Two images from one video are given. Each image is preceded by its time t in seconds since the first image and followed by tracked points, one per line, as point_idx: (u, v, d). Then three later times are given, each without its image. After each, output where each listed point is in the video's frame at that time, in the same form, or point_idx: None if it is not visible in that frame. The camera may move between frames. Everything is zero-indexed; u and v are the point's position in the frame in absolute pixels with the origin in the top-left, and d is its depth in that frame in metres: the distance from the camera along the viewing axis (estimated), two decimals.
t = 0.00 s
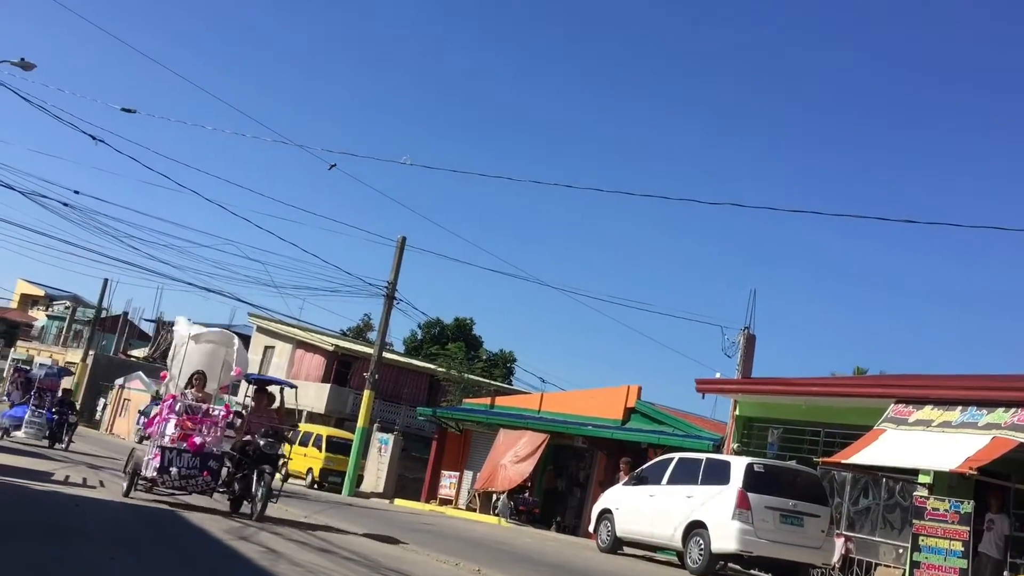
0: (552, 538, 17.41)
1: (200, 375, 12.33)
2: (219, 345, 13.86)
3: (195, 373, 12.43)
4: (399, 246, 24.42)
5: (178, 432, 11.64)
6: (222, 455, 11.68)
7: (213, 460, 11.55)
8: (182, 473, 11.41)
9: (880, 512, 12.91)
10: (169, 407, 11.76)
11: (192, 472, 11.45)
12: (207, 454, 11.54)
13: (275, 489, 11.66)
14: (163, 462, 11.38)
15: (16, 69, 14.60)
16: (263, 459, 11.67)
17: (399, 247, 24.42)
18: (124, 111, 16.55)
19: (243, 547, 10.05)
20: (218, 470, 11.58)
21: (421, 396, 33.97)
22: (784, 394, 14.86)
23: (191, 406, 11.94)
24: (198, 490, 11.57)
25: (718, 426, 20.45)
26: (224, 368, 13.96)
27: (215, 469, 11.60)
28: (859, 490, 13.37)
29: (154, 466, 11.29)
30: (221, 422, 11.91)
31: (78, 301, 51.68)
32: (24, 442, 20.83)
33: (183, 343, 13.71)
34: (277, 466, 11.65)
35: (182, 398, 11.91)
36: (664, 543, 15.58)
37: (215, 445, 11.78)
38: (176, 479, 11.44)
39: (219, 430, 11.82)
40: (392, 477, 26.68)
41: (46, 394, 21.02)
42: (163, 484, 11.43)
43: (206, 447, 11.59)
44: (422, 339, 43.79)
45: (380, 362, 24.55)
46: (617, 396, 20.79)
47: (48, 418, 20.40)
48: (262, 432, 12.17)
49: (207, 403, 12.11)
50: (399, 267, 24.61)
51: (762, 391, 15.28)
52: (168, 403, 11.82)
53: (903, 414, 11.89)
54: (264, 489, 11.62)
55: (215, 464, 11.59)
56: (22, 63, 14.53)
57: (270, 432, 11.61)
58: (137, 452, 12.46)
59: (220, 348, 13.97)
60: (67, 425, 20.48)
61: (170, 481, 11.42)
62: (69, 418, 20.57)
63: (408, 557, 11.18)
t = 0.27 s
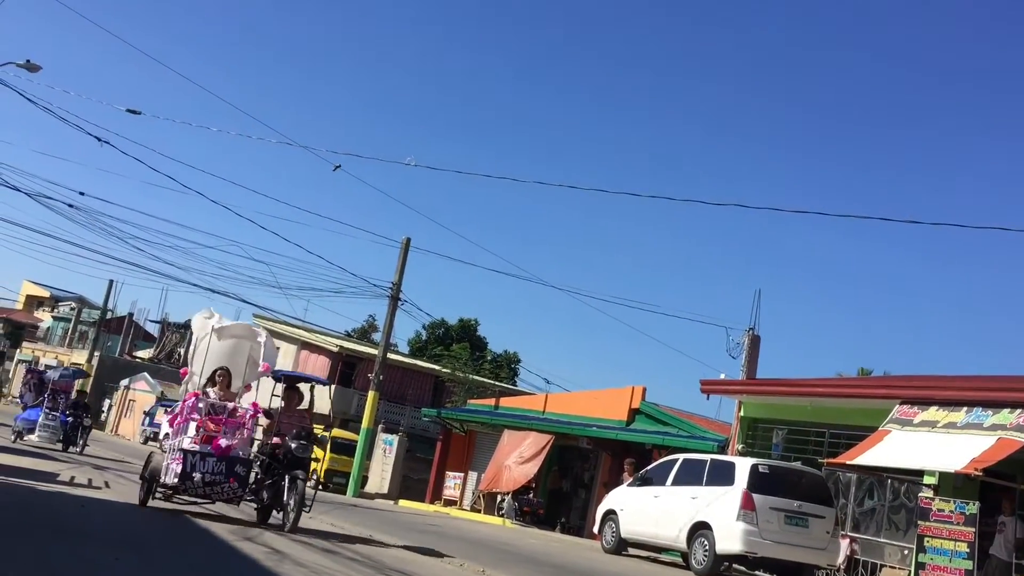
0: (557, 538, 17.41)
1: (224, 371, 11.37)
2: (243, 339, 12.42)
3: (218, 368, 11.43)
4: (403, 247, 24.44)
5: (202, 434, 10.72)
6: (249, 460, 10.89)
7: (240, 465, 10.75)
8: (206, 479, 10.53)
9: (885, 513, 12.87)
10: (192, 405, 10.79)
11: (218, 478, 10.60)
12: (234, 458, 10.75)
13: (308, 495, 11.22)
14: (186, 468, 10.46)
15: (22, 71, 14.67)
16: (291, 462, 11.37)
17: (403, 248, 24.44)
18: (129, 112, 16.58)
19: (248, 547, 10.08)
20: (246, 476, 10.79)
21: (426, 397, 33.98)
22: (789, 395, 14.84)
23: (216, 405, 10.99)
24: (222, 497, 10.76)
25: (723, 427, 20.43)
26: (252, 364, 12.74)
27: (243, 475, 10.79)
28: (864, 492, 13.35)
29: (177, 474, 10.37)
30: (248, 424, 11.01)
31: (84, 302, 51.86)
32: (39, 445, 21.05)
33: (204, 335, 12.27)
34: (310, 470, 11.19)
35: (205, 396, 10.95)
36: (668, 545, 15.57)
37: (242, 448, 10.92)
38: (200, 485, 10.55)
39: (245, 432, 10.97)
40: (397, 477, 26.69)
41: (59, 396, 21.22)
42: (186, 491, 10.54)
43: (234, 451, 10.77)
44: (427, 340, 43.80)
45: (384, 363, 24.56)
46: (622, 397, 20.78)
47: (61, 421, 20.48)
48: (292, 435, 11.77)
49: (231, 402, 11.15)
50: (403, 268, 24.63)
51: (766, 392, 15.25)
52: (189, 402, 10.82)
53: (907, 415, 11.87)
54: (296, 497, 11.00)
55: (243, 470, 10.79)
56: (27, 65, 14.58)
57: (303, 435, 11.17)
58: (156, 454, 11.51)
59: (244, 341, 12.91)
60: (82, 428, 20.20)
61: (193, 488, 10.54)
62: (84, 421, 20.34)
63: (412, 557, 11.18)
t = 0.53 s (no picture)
0: (559, 539, 17.41)
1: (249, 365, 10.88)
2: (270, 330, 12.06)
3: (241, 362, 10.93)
4: (405, 247, 24.44)
5: (226, 434, 10.19)
6: (279, 466, 10.15)
7: (268, 471, 10.00)
8: (232, 486, 9.88)
9: (887, 514, 12.86)
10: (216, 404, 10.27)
11: (245, 485, 9.93)
12: (262, 463, 10.07)
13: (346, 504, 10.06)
14: (211, 472, 9.83)
15: (24, 71, 14.69)
16: (326, 467, 10.29)
17: (405, 249, 24.44)
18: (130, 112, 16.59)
19: (249, 547, 10.08)
20: (274, 483, 10.02)
21: (427, 397, 33.99)
22: (790, 396, 14.83)
23: (241, 405, 10.47)
24: (249, 506, 10.06)
25: (725, 428, 20.43)
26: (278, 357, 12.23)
27: (271, 484, 10.02)
28: (866, 493, 13.34)
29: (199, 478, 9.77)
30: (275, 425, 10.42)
31: (86, 302, 51.85)
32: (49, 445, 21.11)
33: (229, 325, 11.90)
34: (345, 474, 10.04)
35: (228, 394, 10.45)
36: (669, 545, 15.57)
37: (269, 451, 10.39)
38: (224, 493, 9.92)
39: (273, 434, 10.45)
40: (399, 478, 26.70)
41: (70, 397, 21.24)
42: (211, 498, 9.88)
43: (262, 454, 10.20)
44: (429, 340, 43.80)
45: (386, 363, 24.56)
46: (624, 398, 20.77)
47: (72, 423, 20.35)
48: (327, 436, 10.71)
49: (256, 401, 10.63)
50: (405, 268, 24.63)
51: (768, 393, 15.23)
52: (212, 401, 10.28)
53: (909, 416, 11.86)
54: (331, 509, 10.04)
55: (272, 477, 10.06)
56: (29, 65, 14.60)
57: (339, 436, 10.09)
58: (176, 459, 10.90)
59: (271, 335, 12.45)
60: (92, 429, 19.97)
61: (217, 495, 9.91)
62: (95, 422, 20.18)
63: (414, 558, 11.17)
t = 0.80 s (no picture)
0: (557, 539, 17.42)
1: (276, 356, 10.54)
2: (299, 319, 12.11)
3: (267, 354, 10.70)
4: (404, 246, 24.42)
5: (252, 435, 9.70)
6: (311, 469, 9.64)
7: (302, 475, 9.49)
8: (260, 493, 9.34)
9: (885, 514, 12.87)
10: (241, 401, 9.80)
11: (275, 492, 9.40)
12: (294, 467, 9.56)
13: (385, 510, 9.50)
14: (238, 477, 9.28)
15: (22, 69, 14.68)
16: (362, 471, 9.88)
17: (404, 247, 24.42)
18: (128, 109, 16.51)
19: (247, 546, 10.07)
20: (307, 489, 9.52)
21: (425, 397, 33.99)
22: (789, 395, 14.83)
23: (269, 403, 10.01)
24: (278, 516, 9.49)
25: (723, 428, 20.44)
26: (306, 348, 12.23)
27: (302, 490, 9.49)
28: (864, 493, 13.35)
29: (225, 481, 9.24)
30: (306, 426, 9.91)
31: (84, 301, 51.81)
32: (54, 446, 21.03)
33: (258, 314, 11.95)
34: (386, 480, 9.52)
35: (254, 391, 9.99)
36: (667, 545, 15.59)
37: (300, 452, 9.89)
38: (251, 500, 9.37)
39: (304, 435, 9.97)
40: (397, 477, 26.70)
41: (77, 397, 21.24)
42: (236, 503, 9.34)
43: (292, 456, 9.70)
44: (427, 340, 43.78)
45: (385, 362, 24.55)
46: (622, 397, 20.77)
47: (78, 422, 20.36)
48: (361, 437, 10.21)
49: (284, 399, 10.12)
50: (404, 267, 24.61)
51: (766, 393, 15.24)
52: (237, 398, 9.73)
53: (907, 416, 11.86)
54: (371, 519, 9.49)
55: (304, 482, 9.51)
56: (28, 63, 14.57)
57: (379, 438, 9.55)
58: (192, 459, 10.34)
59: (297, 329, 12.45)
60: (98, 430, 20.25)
61: (244, 503, 9.35)
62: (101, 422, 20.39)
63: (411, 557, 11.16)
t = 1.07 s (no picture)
0: (552, 537, 17.41)
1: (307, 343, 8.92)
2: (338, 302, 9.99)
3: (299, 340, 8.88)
4: (400, 244, 24.40)
5: (284, 433, 8.10)
6: (354, 474, 8.03)
7: (342, 480, 7.94)
8: (295, 501, 7.78)
9: (880, 514, 12.90)
10: (271, 394, 8.15)
11: (313, 500, 7.83)
12: (334, 470, 7.96)
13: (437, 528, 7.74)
14: (268, 482, 7.73)
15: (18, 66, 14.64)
16: (411, 478, 8.08)
17: (400, 246, 24.40)
18: (124, 107, 16.49)
19: (243, 544, 10.08)
20: (347, 497, 7.92)
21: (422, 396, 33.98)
22: (785, 395, 14.87)
23: (302, 396, 8.37)
24: (315, 527, 7.92)
25: (720, 427, 20.51)
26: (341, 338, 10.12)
27: (343, 498, 7.91)
28: (859, 492, 13.37)
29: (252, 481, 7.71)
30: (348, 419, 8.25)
31: (80, 298, 51.60)
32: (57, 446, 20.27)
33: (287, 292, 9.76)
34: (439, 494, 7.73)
35: (287, 380, 8.34)
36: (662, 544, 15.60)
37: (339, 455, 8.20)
38: (285, 509, 7.80)
39: (344, 434, 8.25)
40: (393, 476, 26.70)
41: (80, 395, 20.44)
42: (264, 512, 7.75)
43: (332, 459, 8.05)
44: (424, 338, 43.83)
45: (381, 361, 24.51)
46: (619, 396, 20.79)
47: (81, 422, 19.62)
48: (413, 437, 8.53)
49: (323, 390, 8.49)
50: (400, 266, 24.60)
51: (763, 392, 15.25)
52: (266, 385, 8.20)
53: (902, 416, 11.89)
54: (423, 531, 7.74)
55: (343, 488, 7.94)
56: (24, 60, 14.51)
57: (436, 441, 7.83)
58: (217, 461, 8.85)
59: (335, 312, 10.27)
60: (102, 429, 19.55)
61: (275, 513, 7.80)
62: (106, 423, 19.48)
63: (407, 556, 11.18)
